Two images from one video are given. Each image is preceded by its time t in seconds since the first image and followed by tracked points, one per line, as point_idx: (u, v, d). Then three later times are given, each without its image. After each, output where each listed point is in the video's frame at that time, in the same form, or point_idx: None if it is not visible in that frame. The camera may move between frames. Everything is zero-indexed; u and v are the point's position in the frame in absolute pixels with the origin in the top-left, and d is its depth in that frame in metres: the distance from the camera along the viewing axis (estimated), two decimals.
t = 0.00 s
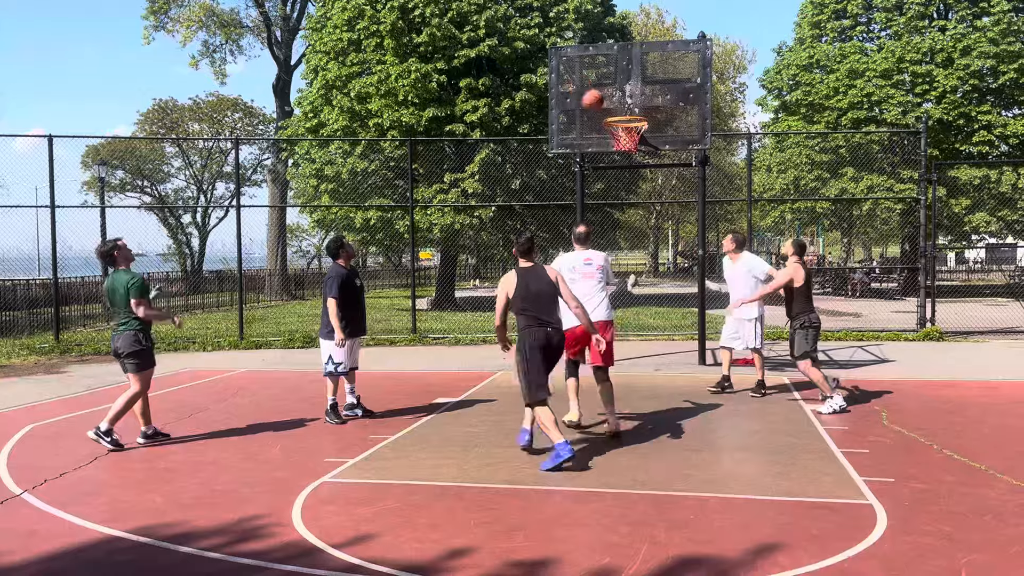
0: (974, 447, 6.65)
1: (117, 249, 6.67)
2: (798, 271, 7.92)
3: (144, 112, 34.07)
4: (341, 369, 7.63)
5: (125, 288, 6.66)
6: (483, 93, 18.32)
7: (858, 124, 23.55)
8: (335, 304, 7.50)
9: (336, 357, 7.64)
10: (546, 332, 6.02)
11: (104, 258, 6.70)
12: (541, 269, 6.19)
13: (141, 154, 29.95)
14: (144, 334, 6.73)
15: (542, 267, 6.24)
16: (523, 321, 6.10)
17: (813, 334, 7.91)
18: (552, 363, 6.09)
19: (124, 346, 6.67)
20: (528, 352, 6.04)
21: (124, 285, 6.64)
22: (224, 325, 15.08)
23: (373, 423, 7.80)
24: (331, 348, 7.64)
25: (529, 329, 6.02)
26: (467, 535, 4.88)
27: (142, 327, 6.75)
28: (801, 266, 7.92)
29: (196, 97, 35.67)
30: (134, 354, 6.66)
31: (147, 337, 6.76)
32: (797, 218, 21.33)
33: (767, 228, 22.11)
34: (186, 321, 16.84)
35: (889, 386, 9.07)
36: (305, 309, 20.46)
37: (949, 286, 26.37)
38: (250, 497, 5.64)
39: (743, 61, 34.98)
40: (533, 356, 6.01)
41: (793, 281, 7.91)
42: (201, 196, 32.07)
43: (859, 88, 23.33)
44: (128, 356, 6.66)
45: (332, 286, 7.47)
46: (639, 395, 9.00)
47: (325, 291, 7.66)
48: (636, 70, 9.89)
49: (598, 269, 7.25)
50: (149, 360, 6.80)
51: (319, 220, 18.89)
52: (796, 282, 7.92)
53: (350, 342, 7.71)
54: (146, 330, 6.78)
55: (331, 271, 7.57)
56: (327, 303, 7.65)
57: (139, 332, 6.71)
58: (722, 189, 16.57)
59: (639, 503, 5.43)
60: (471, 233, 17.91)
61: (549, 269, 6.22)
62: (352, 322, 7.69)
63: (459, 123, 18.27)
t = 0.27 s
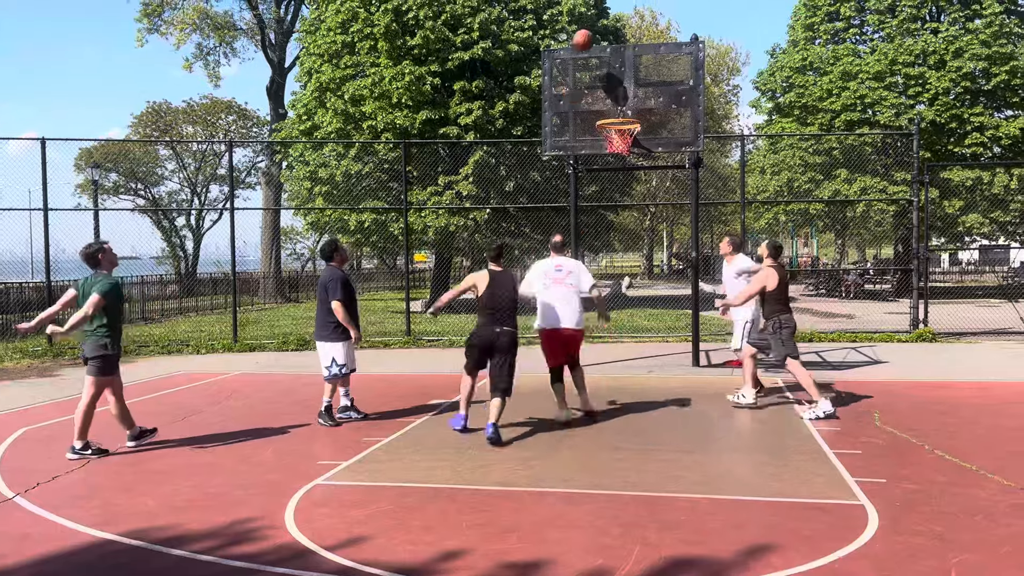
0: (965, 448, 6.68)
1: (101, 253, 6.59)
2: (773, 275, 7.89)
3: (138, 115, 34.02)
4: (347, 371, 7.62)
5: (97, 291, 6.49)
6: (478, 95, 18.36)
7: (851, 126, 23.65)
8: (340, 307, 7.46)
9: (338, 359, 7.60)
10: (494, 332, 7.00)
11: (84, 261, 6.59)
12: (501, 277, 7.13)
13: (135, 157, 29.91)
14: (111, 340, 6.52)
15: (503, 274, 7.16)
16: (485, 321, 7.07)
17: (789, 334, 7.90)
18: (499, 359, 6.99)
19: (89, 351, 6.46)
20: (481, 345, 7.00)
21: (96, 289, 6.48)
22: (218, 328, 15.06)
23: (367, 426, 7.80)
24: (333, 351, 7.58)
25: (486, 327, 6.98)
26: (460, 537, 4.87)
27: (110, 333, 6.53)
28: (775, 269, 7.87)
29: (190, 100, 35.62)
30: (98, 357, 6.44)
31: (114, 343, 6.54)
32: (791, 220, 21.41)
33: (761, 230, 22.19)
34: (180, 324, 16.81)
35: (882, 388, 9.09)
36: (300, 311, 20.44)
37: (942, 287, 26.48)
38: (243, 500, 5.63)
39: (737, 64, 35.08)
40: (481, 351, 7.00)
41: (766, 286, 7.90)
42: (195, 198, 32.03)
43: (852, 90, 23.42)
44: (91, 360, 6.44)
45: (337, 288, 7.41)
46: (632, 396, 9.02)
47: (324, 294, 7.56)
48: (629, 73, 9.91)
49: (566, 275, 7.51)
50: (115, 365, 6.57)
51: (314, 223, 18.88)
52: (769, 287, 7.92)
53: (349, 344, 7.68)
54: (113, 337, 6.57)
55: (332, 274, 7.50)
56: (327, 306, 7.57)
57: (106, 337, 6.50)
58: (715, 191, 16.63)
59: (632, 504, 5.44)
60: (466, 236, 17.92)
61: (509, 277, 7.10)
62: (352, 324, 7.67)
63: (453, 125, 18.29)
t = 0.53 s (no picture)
0: (959, 447, 6.71)
1: (88, 255, 6.46)
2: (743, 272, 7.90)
3: (133, 117, 33.95)
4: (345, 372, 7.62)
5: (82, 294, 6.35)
6: (473, 96, 18.38)
7: (845, 126, 23.74)
8: (339, 309, 7.38)
9: (337, 361, 7.58)
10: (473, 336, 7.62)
11: (69, 261, 6.43)
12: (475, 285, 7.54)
13: (130, 159, 29.86)
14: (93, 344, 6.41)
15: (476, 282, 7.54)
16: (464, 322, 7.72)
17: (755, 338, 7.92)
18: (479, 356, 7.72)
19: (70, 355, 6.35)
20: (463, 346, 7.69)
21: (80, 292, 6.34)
22: (213, 329, 15.04)
23: (362, 427, 7.80)
24: (332, 353, 7.54)
25: (466, 326, 7.60)
26: (456, 538, 4.88)
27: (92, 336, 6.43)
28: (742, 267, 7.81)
29: (185, 101, 35.59)
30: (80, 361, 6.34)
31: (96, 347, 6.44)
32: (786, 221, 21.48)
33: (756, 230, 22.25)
34: (175, 325, 16.80)
35: (876, 387, 9.13)
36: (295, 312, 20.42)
37: (936, 287, 26.58)
38: (238, 501, 5.62)
39: (732, 64, 35.17)
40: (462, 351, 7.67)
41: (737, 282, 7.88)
42: (191, 200, 32.00)
43: (846, 91, 23.50)
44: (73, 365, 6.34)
45: (336, 290, 7.34)
46: (627, 396, 9.04)
47: (320, 296, 7.48)
48: (623, 74, 9.94)
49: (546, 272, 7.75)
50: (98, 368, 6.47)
51: (309, 224, 18.86)
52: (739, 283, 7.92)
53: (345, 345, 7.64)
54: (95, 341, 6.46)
55: (329, 276, 7.43)
56: (325, 308, 7.50)
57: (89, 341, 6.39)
58: (710, 192, 16.68)
59: (627, 505, 5.46)
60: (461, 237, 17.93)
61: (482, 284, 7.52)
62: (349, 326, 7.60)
63: (449, 126, 18.31)
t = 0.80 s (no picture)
0: (950, 446, 6.74)
1: (71, 257, 6.38)
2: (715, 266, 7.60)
3: (124, 117, 33.82)
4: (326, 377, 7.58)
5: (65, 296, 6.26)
6: (466, 96, 18.39)
7: (837, 126, 23.83)
8: (323, 312, 7.33)
9: (315, 364, 7.50)
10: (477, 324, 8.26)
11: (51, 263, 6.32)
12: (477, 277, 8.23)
13: (122, 159, 29.76)
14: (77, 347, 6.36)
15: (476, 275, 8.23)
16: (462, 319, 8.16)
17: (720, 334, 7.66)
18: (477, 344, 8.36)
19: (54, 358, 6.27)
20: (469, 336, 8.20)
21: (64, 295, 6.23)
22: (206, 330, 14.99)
23: (356, 428, 7.78)
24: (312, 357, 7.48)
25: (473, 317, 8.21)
26: (450, 538, 4.88)
27: (75, 339, 6.37)
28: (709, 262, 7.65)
29: (177, 102, 35.48)
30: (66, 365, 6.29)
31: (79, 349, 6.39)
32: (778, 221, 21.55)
33: (749, 230, 22.32)
34: (167, 326, 16.75)
35: (868, 386, 9.17)
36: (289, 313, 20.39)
37: (928, 286, 26.72)
38: (231, 502, 5.60)
39: (724, 64, 35.28)
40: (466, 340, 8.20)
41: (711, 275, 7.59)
42: (183, 201, 31.91)
43: (838, 91, 23.60)
44: (59, 368, 6.27)
45: (320, 292, 7.31)
46: (621, 396, 9.05)
47: (304, 297, 7.42)
48: (616, 74, 9.97)
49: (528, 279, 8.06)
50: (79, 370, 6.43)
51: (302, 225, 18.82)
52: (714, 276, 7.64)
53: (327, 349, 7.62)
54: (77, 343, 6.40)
55: (314, 278, 7.38)
56: (308, 309, 7.43)
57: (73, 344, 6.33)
58: (702, 192, 16.73)
59: (620, 504, 5.47)
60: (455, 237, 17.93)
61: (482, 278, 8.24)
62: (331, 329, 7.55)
63: (442, 126, 18.31)
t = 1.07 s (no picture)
0: (937, 443, 6.79)
1: (47, 259, 6.28)
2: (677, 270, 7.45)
3: (111, 117, 33.56)
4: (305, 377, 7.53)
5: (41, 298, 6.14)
6: (455, 96, 18.36)
7: (825, 125, 23.96)
8: (298, 311, 7.24)
9: (296, 364, 7.44)
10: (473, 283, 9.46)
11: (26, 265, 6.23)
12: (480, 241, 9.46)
13: (108, 159, 29.54)
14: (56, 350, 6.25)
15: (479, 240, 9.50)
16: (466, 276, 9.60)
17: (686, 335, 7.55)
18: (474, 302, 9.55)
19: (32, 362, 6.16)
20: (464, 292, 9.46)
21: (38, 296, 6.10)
22: (194, 331, 14.91)
23: (345, 429, 7.75)
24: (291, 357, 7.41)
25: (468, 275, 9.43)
26: (440, 538, 4.87)
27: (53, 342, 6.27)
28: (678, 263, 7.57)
29: (164, 101, 35.26)
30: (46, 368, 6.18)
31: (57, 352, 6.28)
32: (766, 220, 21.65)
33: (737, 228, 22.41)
34: (155, 327, 16.66)
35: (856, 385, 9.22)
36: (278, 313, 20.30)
37: (915, 285, 26.92)
38: (219, 504, 5.57)
39: (712, 64, 35.41)
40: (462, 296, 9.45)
41: (673, 280, 7.48)
42: (171, 201, 31.73)
43: (826, 90, 23.73)
44: (37, 373, 6.16)
45: (298, 291, 7.23)
46: (611, 395, 9.06)
47: (281, 296, 7.33)
48: (604, 74, 9.98)
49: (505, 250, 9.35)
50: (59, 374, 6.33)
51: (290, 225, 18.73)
52: (678, 279, 7.52)
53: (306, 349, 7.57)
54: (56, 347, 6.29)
55: (292, 276, 7.27)
56: (283, 308, 7.33)
57: (52, 347, 6.23)
58: (691, 191, 16.79)
59: (610, 503, 5.47)
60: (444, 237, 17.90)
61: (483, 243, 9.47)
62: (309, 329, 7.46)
63: (431, 125, 18.27)
